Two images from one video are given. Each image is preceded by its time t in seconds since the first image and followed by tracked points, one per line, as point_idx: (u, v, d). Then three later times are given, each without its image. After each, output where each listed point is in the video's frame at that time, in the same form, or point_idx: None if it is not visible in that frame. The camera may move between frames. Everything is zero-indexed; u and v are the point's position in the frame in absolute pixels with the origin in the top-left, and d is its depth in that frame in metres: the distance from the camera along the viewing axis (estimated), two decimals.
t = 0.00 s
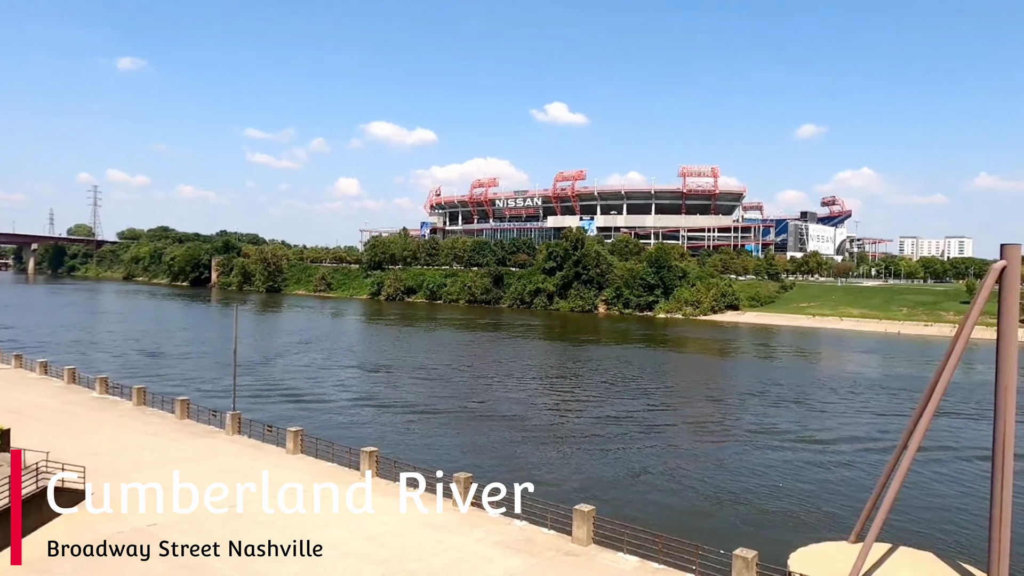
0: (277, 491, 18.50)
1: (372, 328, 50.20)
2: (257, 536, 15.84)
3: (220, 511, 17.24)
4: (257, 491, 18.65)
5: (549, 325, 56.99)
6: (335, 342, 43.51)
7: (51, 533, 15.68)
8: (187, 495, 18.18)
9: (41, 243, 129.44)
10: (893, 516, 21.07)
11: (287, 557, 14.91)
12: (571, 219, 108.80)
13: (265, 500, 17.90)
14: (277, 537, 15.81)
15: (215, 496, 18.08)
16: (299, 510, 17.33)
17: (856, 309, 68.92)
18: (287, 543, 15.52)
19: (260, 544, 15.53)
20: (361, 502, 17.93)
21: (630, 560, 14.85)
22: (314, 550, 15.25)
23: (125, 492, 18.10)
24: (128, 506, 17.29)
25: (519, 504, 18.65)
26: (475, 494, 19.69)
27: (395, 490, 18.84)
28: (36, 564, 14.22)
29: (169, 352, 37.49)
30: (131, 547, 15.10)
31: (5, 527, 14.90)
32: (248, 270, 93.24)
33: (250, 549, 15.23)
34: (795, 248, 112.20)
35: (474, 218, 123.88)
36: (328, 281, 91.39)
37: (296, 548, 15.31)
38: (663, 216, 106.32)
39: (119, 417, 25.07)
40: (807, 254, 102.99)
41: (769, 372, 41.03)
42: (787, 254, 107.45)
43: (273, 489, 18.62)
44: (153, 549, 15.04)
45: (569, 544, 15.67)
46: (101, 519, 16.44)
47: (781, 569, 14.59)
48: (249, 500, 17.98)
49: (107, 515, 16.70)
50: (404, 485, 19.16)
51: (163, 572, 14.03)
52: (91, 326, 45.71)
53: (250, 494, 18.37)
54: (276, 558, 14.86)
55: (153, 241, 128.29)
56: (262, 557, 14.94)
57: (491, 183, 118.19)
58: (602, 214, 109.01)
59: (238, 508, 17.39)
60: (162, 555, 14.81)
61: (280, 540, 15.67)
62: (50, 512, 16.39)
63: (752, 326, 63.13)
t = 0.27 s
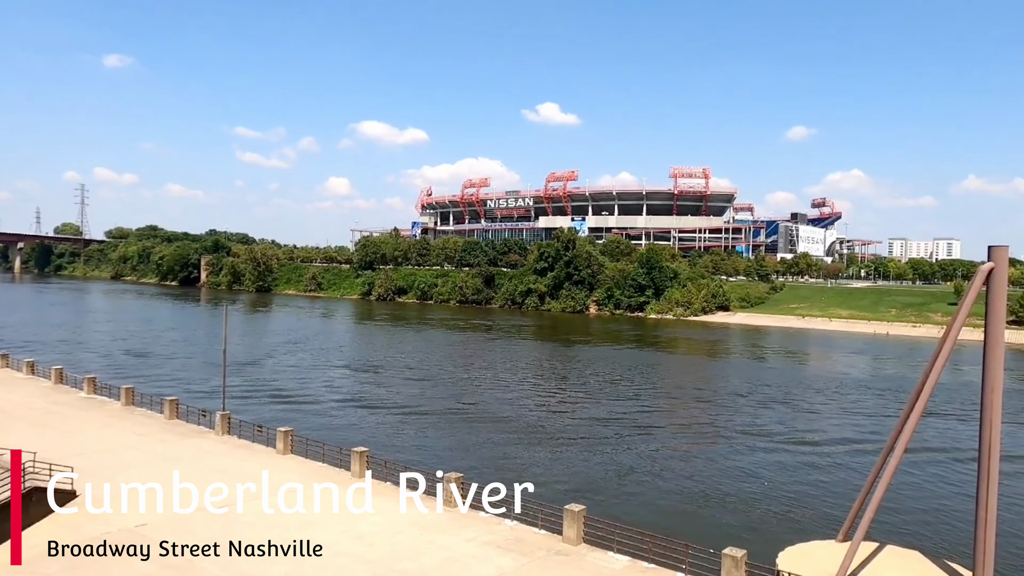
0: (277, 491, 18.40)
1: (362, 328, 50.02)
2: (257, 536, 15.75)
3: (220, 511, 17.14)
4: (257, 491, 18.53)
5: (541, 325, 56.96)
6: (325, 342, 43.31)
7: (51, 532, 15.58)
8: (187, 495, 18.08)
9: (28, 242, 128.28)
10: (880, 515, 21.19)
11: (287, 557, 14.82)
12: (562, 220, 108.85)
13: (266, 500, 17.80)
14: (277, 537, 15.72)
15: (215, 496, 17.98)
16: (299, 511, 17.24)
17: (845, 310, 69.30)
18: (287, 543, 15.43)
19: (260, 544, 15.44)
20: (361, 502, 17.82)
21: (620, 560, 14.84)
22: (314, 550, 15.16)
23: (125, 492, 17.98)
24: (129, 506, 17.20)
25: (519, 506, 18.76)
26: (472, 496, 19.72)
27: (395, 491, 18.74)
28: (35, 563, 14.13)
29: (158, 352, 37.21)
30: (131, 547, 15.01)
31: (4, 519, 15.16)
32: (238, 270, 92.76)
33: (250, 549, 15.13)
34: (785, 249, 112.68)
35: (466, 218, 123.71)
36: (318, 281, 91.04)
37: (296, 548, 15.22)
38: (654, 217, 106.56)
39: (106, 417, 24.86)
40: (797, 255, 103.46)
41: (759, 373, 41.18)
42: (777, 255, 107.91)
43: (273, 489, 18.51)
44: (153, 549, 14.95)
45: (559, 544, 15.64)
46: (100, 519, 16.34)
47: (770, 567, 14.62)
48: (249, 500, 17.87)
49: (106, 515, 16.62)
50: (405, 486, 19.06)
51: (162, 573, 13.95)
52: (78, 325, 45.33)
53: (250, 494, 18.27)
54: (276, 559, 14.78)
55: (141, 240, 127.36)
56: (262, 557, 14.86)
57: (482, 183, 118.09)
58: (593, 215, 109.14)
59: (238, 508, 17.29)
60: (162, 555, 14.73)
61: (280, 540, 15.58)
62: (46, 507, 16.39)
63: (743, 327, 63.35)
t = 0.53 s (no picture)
0: (277, 492, 18.18)
1: (355, 328, 49.72)
2: (257, 536, 15.56)
3: (220, 511, 16.93)
4: (257, 491, 18.32)
5: (535, 326, 56.77)
6: (317, 343, 43.02)
7: (51, 531, 15.41)
8: (187, 495, 17.89)
9: (16, 242, 127.00)
10: (871, 512, 21.15)
11: (287, 557, 14.61)
12: (556, 220, 108.72)
13: (265, 500, 17.58)
14: (277, 537, 15.51)
15: (216, 496, 17.77)
16: (300, 510, 17.04)
17: (838, 310, 69.46)
18: (287, 542, 15.22)
19: (260, 544, 15.25)
20: (362, 502, 17.61)
21: (614, 559, 14.62)
22: (314, 550, 14.94)
23: (125, 492, 17.81)
24: (130, 507, 17.00)
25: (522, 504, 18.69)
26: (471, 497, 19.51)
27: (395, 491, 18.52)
28: (35, 563, 13.94)
29: (148, 354, 36.84)
30: (131, 547, 14.82)
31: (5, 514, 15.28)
32: (230, 270, 92.14)
33: (250, 550, 14.94)
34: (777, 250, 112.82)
35: (459, 218, 123.43)
36: (311, 282, 90.53)
37: (296, 548, 15.01)
38: (647, 217, 106.58)
39: (95, 418, 24.54)
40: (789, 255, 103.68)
41: (752, 373, 41.15)
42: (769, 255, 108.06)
43: (273, 490, 18.30)
44: (152, 549, 14.78)
45: (553, 543, 15.43)
46: (100, 519, 16.17)
47: (764, 566, 14.45)
48: (249, 500, 17.66)
49: (105, 515, 16.44)
50: (405, 485, 18.85)
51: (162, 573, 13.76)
52: (67, 326, 44.83)
53: (250, 494, 18.05)
54: (276, 559, 14.58)
55: (131, 240, 126.30)
56: (262, 557, 14.66)
57: (475, 183, 117.83)
58: (587, 215, 109.07)
59: (238, 508, 17.09)
60: (162, 555, 14.56)
61: (280, 540, 15.37)
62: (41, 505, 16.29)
63: (736, 327, 63.33)
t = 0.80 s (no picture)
0: (277, 492, 18.21)
1: (348, 328, 49.64)
2: (257, 536, 15.57)
3: (220, 510, 16.94)
4: (257, 491, 18.35)
5: (529, 326, 56.79)
6: (310, 343, 42.88)
7: (50, 530, 15.38)
8: (187, 495, 17.90)
9: (8, 241, 126.32)
10: (863, 514, 21.22)
11: (287, 557, 14.62)
12: (550, 221, 108.79)
13: (265, 500, 17.61)
14: (276, 537, 15.52)
15: (215, 496, 17.79)
16: (300, 510, 17.06)
17: (831, 311, 69.72)
18: (287, 542, 15.23)
19: (260, 544, 15.26)
20: (362, 502, 17.63)
21: (609, 560, 14.64)
22: (314, 550, 14.96)
23: (125, 492, 17.81)
24: (130, 506, 16.99)
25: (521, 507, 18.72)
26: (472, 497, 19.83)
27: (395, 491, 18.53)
28: (36, 562, 13.91)
29: (140, 354, 36.66)
30: (131, 547, 14.81)
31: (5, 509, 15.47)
32: (224, 270, 91.91)
33: (250, 549, 14.96)
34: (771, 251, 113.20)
35: (453, 219, 123.39)
36: (305, 281, 90.37)
37: (296, 548, 15.02)
38: (642, 218, 106.68)
39: (86, 419, 24.37)
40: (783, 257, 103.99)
41: (745, 374, 41.22)
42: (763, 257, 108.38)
43: (273, 490, 18.34)
44: (152, 548, 14.77)
45: (547, 545, 15.41)
46: (99, 518, 16.16)
47: (759, 567, 14.48)
48: (249, 500, 17.67)
49: (105, 514, 16.41)
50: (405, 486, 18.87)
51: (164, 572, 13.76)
52: (59, 325, 44.60)
53: (250, 493, 18.08)
54: (276, 559, 14.58)
55: (124, 239, 125.79)
56: (262, 557, 14.67)
57: (470, 184, 117.80)
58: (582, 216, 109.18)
59: (238, 508, 17.10)
60: (162, 554, 14.54)
61: (280, 540, 15.38)
62: (38, 503, 16.36)
63: (730, 328, 63.47)
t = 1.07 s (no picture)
0: (277, 492, 18.42)
1: (343, 331, 49.61)
2: (257, 536, 15.74)
3: (220, 510, 17.15)
4: (257, 491, 18.57)
5: (523, 328, 56.86)
6: (305, 346, 42.83)
7: (51, 531, 15.55)
8: (187, 495, 18.11)
9: None
10: (857, 514, 21.35)
11: (286, 557, 14.79)
12: (544, 223, 108.93)
13: (265, 500, 17.83)
14: (277, 537, 15.69)
15: (215, 496, 18.01)
16: (300, 510, 17.25)
17: (824, 312, 70.00)
18: (287, 543, 15.39)
19: (260, 544, 15.43)
20: (361, 503, 17.85)
21: (602, 562, 14.70)
22: (314, 550, 15.12)
23: (126, 492, 18.04)
24: (130, 506, 17.19)
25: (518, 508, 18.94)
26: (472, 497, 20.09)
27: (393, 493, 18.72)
28: (36, 563, 14.04)
29: (133, 358, 36.55)
30: (131, 547, 14.96)
31: (5, 510, 15.90)
32: (217, 273, 91.65)
33: (250, 549, 15.13)
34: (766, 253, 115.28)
35: (447, 221, 123.41)
36: (298, 285, 90.21)
37: (296, 548, 15.19)
38: (636, 220, 106.90)
39: (79, 423, 24.31)
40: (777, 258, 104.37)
41: (739, 375, 41.37)
42: (757, 258, 108.77)
43: (273, 490, 18.56)
44: (153, 548, 14.91)
45: (542, 547, 15.46)
46: (100, 518, 16.35)
47: (752, 567, 14.57)
48: (249, 500, 17.88)
49: (105, 514, 16.62)
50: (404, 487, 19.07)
51: (164, 572, 13.93)
52: (51, 330, 44.45)
53: (250, 494, 18.32)
54: (276, 559, 14.74)
55: (116, 243, 125.26)
56: (261, 557, 14.83)
57: (464, 186, 117.84)
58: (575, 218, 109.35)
59: (238, 508, 17.31)
60: (162, 554, 14.68)
61: (280, 540, 15.54)
62: (37, 504, 16.60)
63: (724, 329, 63.68)
